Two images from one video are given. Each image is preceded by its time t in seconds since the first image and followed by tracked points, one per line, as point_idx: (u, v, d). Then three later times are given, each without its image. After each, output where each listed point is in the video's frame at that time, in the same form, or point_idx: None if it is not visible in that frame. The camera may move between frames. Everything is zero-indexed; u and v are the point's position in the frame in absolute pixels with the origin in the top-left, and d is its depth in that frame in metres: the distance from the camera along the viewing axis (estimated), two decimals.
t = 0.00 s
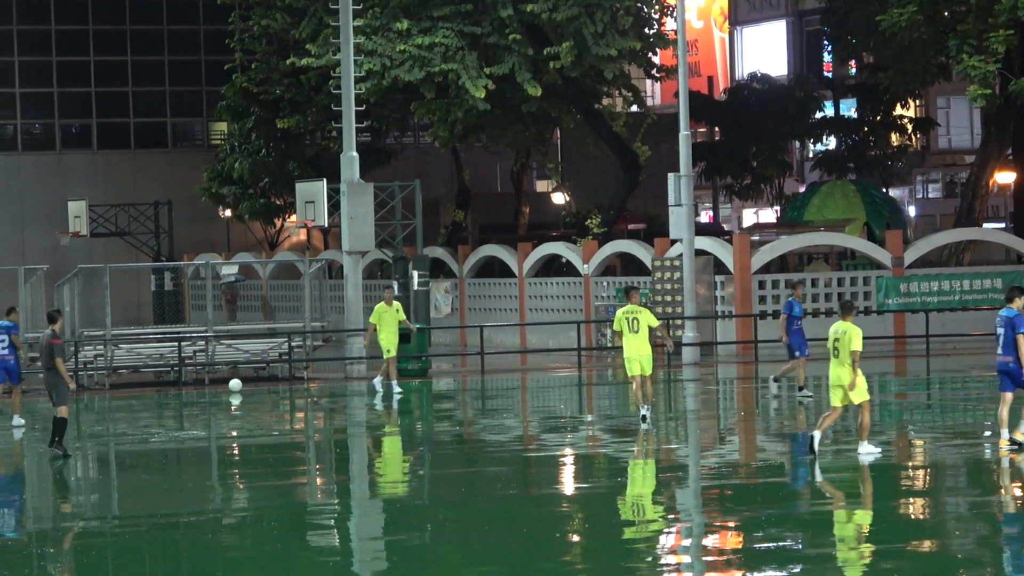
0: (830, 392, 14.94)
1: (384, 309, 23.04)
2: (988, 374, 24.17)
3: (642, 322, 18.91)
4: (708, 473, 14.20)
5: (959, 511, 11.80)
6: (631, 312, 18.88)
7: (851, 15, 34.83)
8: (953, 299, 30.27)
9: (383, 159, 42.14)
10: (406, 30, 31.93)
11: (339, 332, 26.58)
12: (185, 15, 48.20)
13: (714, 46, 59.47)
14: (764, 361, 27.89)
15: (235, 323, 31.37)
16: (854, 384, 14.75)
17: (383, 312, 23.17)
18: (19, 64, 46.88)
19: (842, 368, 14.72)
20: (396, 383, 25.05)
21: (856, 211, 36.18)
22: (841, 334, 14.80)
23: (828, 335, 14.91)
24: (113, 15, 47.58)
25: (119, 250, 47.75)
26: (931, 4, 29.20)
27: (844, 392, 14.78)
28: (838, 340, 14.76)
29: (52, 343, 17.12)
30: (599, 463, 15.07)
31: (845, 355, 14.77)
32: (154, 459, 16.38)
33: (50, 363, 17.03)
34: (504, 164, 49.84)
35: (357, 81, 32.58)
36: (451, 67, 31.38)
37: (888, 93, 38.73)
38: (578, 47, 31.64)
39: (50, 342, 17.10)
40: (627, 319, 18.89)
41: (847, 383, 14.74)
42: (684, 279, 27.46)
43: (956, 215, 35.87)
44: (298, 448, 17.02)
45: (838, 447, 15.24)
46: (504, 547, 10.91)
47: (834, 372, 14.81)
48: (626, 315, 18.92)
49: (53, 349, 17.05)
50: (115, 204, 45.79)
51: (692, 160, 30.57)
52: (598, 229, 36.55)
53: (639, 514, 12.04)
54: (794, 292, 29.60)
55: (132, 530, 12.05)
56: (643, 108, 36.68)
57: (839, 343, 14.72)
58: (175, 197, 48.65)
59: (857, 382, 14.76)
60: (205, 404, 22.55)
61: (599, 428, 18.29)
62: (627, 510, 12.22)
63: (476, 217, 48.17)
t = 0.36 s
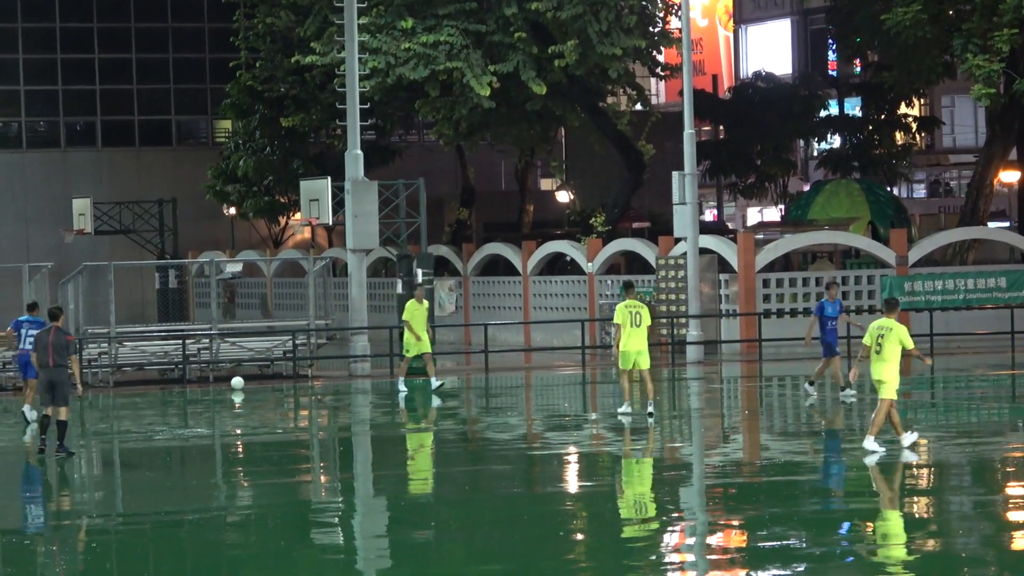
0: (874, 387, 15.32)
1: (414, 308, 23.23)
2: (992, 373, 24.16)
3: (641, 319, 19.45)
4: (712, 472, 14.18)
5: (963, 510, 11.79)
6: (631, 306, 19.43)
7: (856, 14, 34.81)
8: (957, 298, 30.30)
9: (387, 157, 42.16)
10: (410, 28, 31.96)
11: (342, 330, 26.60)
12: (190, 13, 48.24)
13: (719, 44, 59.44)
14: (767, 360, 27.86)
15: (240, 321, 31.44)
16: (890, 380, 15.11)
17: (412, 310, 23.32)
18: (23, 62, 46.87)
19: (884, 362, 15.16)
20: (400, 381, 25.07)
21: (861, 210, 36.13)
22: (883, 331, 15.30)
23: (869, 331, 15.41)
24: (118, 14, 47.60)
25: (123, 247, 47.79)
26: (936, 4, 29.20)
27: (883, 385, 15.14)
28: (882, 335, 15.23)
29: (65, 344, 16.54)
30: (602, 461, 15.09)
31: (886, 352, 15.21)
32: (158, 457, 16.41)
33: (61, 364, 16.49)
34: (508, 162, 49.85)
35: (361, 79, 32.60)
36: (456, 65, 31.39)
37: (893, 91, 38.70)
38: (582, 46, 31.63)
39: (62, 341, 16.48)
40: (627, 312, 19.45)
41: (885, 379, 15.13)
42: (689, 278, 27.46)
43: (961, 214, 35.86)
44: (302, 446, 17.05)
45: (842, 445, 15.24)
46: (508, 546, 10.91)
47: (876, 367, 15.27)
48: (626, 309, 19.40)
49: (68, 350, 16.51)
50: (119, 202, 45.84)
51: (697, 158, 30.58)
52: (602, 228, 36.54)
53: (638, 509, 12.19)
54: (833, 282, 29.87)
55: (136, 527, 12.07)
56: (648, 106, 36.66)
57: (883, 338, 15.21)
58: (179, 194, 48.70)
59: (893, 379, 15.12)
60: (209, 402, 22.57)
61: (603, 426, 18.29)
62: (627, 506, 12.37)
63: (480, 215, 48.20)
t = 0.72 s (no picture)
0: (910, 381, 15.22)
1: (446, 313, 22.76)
2: (997, 373, 24.11)
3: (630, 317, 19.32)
4: (717, 470, 14.18)
5: (967, 510, 11.76)
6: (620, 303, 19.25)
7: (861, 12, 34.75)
8: (961, 297, 30.37)
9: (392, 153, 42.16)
10: (416, 26, 31.95)
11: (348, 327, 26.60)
12: (195, 9, 48.25)
13: (725, 42, 59.33)
14: (773, 359, 27.81)
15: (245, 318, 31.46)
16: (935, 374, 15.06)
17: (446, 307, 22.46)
18: (29, 58, 46.94)
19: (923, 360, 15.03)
20: (405, 378, 25.04)
21: (866, 209, 36.07)
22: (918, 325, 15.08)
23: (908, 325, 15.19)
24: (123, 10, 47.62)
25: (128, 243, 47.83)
26: (942, 3, 29.16)
27: (928, 383, 15.05)
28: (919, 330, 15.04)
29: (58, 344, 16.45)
30: (607, 460, 15.06)
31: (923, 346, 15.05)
32: (163, 453, 16.43)
33: (55, 364, 16.41)
34: (514, 160, 49.85)
35: (367, 76, 32.60)
36: (461, 63, 31.34)
37: (899, 90, 38.63)
38: (588, 44, 31.61)
39: (57, 341, 16.38)
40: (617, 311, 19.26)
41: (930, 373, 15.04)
42: (694, 276, 27.42)
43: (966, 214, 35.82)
44: (307, 443, 17.06)
45: (846, 444, 15.21)
46: (511, 543, 10.90)
47: (915, 361, 15.09)
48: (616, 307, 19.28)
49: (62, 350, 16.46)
50: (124, 198, 45.88)
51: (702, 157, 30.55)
52: (607, 226, 36.51)
53: (625, 500, 12.54)
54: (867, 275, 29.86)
55: (141, 523, 12.09)
56: (653, 104, 36.62)
57: (918, 335, 15.02)
58: (185, 190, 48.75)
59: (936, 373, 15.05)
60: (213, 398, 22.59)
61: (608, 425, 18.25)
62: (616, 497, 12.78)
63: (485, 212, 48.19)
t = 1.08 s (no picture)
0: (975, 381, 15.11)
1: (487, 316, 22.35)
2: (1007, 373, 24.05)
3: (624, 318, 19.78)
4: (727, 470, 14.17)
5: (978, 510, 11.74)
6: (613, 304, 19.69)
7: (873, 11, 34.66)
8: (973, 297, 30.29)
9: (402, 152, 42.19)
10: (427, 24, 31.95)
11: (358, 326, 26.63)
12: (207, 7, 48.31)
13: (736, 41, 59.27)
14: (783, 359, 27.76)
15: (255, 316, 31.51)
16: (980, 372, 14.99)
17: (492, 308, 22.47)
18: (40, 56, 47.02)
19: (971, 358, 14.97)
20: (414, 377, 25.06)
21: (876, 209, 36.02)
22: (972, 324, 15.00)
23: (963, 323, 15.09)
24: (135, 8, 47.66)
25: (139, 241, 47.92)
26: (953, 2, 29.11)
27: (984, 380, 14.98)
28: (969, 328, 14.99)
29: (65, 342, 16.29)
30: (616, 459, 15.05)
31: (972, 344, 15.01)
32: (174, 451, 16.46)
33: (62, 361, 16.27)
34: (524, 158, 49.88)
35: (378, 75, 32.61)
36: (472, 61, 31.31)
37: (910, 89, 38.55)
38: (599, 43, 31.60)
39: (64, 338, 16.28)
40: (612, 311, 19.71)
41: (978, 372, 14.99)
42: (704, 275, 27.39)
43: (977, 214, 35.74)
44: (317, 441, 17.08)
45: (856, 443, 15.18)
46: (521, 542, 10.89)
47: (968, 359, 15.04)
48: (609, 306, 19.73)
49: (68, 348, 16.28)
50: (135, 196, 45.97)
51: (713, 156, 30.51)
52: (617, 225, 36.50)
53: (615, 500, 12.52)
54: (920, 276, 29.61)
55: (151, 521, 12.10)
56: (664, 103, 36.59)
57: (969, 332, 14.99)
58: (196, 188, 48.84)
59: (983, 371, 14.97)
60: (223, 397, 22.62)
61: (618, 424, 18.22)
62: (607, 494, 12.88)
63: (495, 210, 48.22)
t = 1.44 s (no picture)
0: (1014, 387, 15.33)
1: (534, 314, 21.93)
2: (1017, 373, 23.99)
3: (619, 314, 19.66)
4: (735, 470, 14.17)
5: (987, 510, 11.74)
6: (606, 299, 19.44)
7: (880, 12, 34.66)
8: (981, 298, 30.30)
9: (410, 153, 42.22)
10: (435, 25, 31.95)
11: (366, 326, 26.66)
12: (215, 8, 48.39)
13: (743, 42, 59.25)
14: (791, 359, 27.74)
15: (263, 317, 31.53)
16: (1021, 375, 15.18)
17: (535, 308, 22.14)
18: (48, 56, 47.08)
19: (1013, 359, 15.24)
20: (422, 378, 25.07)
21: (884, 208, 36.03)
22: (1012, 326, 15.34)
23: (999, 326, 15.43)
24: (143, 8, 47.72)
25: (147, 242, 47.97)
26: (961, 3, 29.10)
27: None
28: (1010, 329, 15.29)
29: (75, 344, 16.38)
30: (625, 459, 15.02)
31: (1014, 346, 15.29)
32: (183, 452, 16.47)
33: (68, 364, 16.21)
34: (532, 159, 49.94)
35: (386, 76, 32.62)
36: (480, 62, 31.32)
37: (918, 89, 38.51)
38: (607, 43, 31.63)
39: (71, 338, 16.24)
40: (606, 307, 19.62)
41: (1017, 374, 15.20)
42: (713, 275, 27.37)
43: (985, 214, 35.68)
44: (326, 442, 17.09)
45: (865, 444, 15.16)
46: (529, 543, 10.89)
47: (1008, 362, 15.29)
48: (602, 302, 19.52)
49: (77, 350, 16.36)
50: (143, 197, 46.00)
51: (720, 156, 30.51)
52: (625, 226, 36.48)
53: (617, 501, 12.52)
54: (960, 275, 29.78)
55: (160, 522, 12.11)
56: (672, 104, 36.58)
57: (1011, 333, 15.27)
58: (203, 190, 48.90)
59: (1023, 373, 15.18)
60: (232, 397, 22.63)
61: (627, 424, 18.22)
62: (603, 494, 12.93)
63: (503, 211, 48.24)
